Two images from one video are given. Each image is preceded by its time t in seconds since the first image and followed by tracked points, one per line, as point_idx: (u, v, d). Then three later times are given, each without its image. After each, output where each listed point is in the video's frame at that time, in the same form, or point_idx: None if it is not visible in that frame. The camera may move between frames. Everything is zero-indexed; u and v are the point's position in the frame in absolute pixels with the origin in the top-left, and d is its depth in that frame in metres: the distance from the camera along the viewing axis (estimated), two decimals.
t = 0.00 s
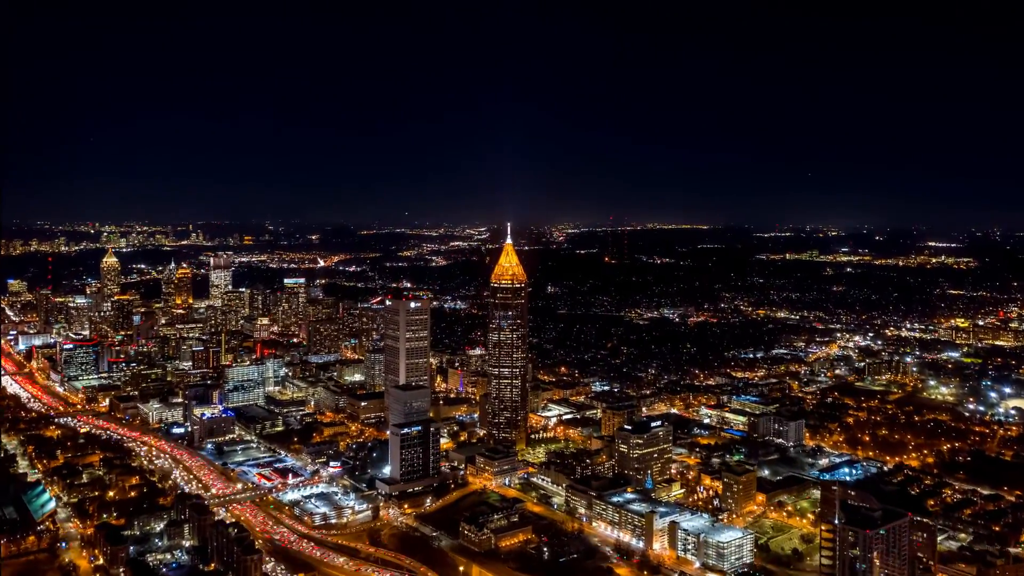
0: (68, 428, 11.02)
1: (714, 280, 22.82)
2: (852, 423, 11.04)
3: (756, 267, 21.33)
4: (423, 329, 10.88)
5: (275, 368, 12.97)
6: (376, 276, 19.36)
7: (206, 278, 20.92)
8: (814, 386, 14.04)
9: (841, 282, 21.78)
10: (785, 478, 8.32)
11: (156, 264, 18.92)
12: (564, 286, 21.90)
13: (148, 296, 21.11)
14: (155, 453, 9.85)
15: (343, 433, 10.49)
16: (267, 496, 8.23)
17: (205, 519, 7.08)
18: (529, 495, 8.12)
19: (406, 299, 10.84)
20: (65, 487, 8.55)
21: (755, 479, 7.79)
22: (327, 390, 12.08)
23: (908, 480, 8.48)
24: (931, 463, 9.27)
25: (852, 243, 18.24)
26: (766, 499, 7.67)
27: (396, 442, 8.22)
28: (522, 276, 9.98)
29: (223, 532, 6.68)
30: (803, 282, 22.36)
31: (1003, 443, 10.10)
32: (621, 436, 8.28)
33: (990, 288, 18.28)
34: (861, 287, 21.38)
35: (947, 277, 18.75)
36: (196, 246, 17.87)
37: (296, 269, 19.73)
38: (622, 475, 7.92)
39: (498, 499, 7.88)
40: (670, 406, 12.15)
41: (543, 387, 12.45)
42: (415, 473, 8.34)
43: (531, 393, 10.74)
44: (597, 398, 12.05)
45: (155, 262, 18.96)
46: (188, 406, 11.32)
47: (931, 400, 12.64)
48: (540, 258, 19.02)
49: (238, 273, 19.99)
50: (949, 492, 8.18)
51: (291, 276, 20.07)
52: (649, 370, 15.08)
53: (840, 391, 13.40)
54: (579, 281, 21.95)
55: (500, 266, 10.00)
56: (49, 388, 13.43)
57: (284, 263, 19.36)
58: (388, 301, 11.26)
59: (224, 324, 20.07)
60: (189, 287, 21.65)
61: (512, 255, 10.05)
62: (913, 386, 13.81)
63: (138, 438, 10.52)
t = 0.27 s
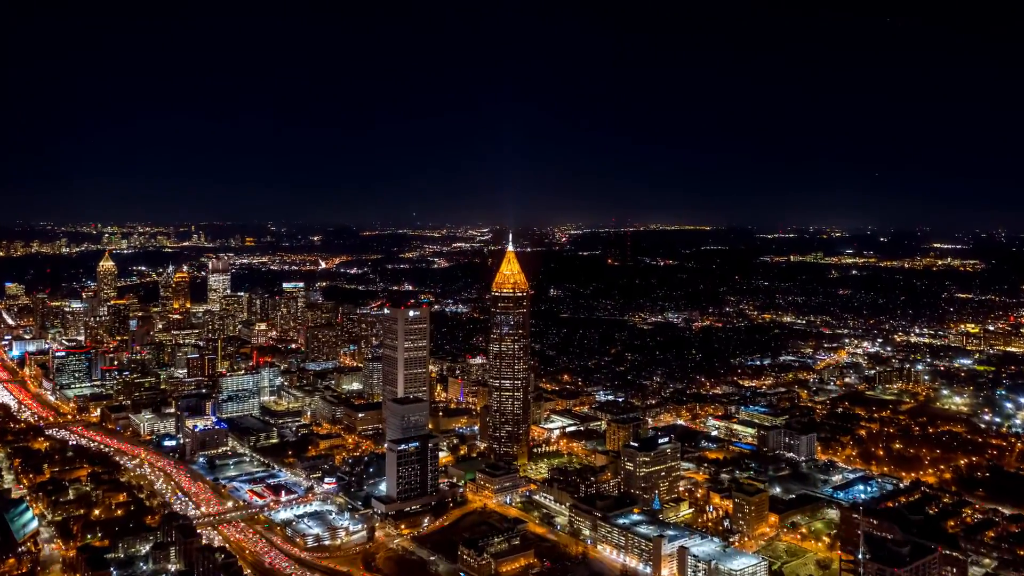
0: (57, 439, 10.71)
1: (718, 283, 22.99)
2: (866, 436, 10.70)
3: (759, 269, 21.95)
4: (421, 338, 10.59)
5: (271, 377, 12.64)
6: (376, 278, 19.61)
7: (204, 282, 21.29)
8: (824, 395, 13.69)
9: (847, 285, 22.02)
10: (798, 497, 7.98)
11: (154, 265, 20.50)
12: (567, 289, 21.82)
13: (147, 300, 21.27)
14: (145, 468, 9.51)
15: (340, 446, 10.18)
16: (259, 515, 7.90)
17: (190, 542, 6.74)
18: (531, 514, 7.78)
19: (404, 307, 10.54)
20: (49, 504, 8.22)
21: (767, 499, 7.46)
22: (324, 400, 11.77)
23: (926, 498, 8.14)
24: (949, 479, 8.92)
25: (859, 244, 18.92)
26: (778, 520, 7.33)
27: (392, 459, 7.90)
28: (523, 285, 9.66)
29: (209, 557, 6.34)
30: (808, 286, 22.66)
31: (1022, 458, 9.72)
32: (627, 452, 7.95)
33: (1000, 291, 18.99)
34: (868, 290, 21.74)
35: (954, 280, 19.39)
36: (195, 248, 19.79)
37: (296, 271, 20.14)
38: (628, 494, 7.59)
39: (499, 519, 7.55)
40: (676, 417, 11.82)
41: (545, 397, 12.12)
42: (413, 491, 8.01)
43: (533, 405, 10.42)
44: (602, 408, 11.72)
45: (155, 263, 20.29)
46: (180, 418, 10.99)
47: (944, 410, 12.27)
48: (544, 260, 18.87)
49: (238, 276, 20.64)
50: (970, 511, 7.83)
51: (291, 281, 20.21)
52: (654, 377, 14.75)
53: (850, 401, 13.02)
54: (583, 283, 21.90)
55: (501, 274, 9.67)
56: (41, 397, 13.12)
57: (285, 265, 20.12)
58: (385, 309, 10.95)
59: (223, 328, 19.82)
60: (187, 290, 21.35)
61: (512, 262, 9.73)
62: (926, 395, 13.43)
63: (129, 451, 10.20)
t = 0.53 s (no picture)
0: (47, 450, 10.43)
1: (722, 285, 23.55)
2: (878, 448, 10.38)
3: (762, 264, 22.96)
4: (421, 348, 10.31)
5: (268, 385, 12.36)
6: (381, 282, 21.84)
7: (202, 286, 21.04)
8: (833, 404, 13.38)
9: (853, 289, 22.66)
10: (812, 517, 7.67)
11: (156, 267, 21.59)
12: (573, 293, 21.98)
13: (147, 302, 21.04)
14: (137, 482, 9.21)
15: (337, 459, 9.88)
16: (251, 534, 7.61)
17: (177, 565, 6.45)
18: (534, 534, 7.47)
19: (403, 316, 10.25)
20: (34, 521, 7.92)
21: (780, 518, 7.16)
22: (321, 410, 11.49)
23: (944, 517, 7.81)
24: (967, 496, 8.60)
25: (860, 247, 20.87)
26: (792, 542, 7.02)
27: (390, 476, 7.60)
28: (526, 295, 9.38)
29: None
30: (813, 289, 23.41)
31: None
32: (634, 470, 7.66)
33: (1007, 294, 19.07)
34: (877, 294, 22.18)
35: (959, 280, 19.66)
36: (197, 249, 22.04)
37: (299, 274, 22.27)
38: (635, 514, 7.30)
39: (500, 539, 7.25)
40: (683, 427, 11.53)
41: (548, 406, 11.82)
42: (411, 510, 7.71)
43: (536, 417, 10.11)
44: (607, 417, 11.42)
45: (156, 265, 21.58)
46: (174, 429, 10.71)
47: (958, 421, 11.94)
48: (548, 264, 18.72)
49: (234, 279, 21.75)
50: (991, 532, 7.51)
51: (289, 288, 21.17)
52: (659, 385, 14.46)
53: (860, 411, 12.70)
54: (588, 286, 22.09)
55: (503, 283, 9.38)
56: (34, 405, 12.87)
57: (285, 266, 22.41)
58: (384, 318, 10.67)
59: (223, 333, 19.62)
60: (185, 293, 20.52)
61: (515, 271, 9.45)
62: (939, 405, 13.07)
63: (120, 463, 9.91)
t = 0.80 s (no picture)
0: (33, 461, 10.12)
1: (723, 286, 22.84)
2: (891, 461, 10.03)
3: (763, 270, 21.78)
4: (418, 357, 9.96)
5: (262, 393, 12.05)
6: (379, 283, 20.82)
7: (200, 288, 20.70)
8: (841, 412, 13.08)
9: (858, 290, 21.88)
10: (826, 536, 7.32)
11: (156, 268, 19.69)
12: (575, 295, 21.54)
13: (143, 306, 20.66)
14: (124, 497, 8.89)
15: (331, 472, 9.58)
16: (239, 554, 7.29)
17: None
18: (535, 555, 7.15)
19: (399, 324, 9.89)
20: (15, 541, 7.57)
21: (793, 539, 6.85)
22: (316, 420, 11.18)
23: (962, 536, 7.47)
24: (985, 512, 8.26)
25: (864, 246, 19.33)
26: (806, 565, 6.70)
27: (385, 494, 7.28)
28: (527, 302, 9.02)
29: None
30: (817, 291, 22.50)
31: None
32: (639, 488, 7.33)
33: (1015, 296, 18.11)
34: (881, 296, 21.45)
35: (966, 284, 18.64)
36: (199, 250, 19.46)
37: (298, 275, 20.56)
38: (640, 535, 6.99)
39: (500, 561, 6.92)
40: (688, 438, 11.20)
41: (550, 416, 11.51)
42: (406, 529, 7.37)
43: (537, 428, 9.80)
44: (610, 427, 11.10)
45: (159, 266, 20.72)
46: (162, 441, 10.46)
47: (971, 431, 11.61)
48: (549, 264, 18.35)
49: (233, 280, 21.06)
50: (1013, 552, 7.19)
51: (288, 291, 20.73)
52: (663, 393, 14.12)
53: (870, 420, 12.38)
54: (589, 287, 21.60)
55: (502, 290, 9.05)
56: (24, 414, 12.55)
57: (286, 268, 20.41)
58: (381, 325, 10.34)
59: (219, 338, 19.33)
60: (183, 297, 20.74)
61: (513, 277, 9.13)
62: (950, 413, 12.73)
63: (108, 476, 9.60)
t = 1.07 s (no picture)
0: (21, 471, 9.86)
1: (724, 288, 22.41)
2: (902, 472, 9.75)
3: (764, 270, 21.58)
4: (416, 365, 9.69)
5: (256, 401, 11.78)
6: (379, 284, 20.55)
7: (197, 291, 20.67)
8: (847, 418, 12.85)
9: (863, 291, 21.29)
10: (839, 553, 7.04)
11: (155, 270, 20.01)
12: (575, 297, 21.29)
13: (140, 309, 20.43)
14: (113, 511, 8.61)
15: (327, 484, 9.32)
16: (229, 573, 7.03)
17: None
18: (536, 574, 6.89)
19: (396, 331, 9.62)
20: None
21: (805, 559, 6.58)
22: (310, 429, 10.89)
23: (979, 552, 7.18)
24: (1001, 526, 7.97)
25: (865, 246, 19.06)
26: None
27: (381, 510, 7.01)
28: (527, 311, 8.71)
29: None
30: (821, 291, 21.95)
31: None
32: (644, 505, 7.05)
33: (1020, 297, 17.71)
34: (885, 298, 20.97)
35: (973, 283, 18.19)
36: (198, 250, 19.55)
37: (297, 277, 19.84)
38: (646, 553, 6.72)
39: None
40: (693, 447, 10.93)
41: (551, 424, 11.24)
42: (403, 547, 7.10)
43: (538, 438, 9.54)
44: (613, 435, 10.83)
45: (156, 266, 19.90)
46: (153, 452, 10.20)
47: (982, 439, 11.33)
48: (549, 264, 18.06)
49: (233, 281, 20.52)
50: None
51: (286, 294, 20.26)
52: (667, 398, 13.85)
53: (878, 427, 12.11)
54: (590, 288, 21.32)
55: (501, 296, 8.78)
56: (15, 422, 12.31)
57: (285, 268, 19.67)
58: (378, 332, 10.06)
59: (216, 341, 19.12)
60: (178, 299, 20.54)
61: (513, 283, 8.86)
62: (961, 420, 12.42)
63: (97, 488, 9.34)
